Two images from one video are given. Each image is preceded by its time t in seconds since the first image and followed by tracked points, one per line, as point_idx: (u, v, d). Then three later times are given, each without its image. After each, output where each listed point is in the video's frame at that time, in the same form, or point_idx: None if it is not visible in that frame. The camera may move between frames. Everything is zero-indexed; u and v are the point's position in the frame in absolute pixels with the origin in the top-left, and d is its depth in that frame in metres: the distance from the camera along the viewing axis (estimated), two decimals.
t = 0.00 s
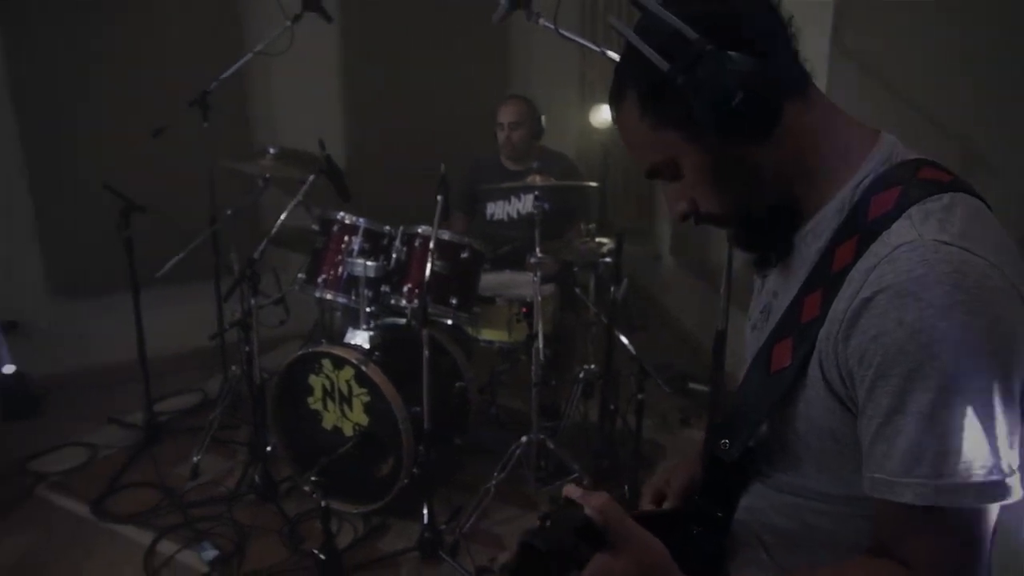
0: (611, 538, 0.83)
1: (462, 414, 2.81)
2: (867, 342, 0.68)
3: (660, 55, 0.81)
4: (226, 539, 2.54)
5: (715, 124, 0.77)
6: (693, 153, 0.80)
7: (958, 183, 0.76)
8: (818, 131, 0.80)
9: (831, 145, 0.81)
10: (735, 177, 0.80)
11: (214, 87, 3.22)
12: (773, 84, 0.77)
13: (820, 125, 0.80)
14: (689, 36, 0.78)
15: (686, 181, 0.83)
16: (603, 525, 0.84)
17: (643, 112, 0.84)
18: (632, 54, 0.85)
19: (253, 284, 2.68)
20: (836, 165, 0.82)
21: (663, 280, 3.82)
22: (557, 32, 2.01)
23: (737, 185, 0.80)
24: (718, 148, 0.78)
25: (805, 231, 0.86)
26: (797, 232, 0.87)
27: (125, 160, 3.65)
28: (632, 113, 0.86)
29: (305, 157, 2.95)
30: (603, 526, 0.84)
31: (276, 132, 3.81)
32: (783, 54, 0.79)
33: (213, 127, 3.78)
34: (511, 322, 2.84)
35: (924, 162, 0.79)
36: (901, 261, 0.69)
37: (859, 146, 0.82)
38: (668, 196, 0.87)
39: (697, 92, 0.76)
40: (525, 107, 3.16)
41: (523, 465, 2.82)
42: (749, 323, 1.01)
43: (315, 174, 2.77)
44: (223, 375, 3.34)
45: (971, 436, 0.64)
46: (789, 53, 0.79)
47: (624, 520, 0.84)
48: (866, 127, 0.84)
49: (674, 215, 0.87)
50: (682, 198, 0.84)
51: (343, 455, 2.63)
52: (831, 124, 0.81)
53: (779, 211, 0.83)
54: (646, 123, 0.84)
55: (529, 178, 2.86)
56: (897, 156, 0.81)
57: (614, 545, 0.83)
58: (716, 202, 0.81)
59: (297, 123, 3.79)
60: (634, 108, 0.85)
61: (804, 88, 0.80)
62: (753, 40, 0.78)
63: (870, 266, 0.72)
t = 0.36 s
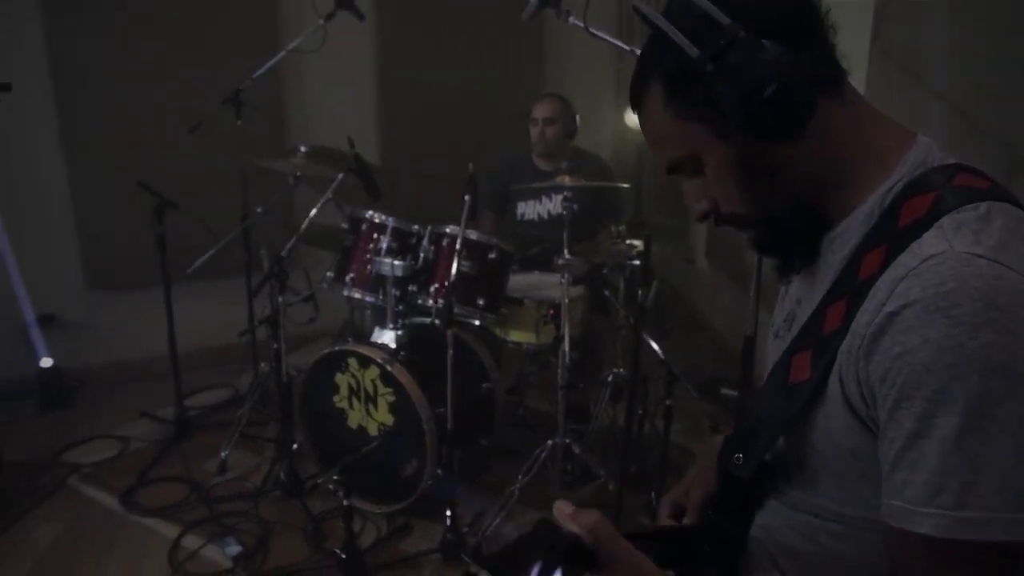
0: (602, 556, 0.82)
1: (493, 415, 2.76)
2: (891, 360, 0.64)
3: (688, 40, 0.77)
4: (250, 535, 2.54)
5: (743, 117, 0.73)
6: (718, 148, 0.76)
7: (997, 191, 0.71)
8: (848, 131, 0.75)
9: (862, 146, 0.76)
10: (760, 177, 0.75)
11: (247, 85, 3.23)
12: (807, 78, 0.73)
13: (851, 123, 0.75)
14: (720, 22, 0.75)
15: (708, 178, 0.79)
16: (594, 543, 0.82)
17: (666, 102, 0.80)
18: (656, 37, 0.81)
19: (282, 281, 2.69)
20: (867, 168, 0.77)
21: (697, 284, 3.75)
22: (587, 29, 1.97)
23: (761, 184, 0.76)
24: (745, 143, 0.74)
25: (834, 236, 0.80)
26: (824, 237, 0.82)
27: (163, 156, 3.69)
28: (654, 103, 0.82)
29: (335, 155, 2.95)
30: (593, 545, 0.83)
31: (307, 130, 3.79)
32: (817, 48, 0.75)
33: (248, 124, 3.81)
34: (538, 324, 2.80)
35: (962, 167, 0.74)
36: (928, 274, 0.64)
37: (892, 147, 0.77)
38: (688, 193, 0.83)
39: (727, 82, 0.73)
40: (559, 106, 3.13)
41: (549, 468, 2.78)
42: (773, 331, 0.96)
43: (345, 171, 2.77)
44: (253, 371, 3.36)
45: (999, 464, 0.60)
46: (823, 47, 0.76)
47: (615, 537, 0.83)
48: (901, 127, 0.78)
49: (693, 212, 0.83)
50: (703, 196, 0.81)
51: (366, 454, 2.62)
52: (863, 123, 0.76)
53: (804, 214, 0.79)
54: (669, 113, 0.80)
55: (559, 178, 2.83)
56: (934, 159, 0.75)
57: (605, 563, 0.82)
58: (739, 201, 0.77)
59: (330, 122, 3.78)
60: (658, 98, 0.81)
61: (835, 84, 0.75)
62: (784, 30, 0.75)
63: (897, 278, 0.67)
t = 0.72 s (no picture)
0: None
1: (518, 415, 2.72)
2: (893, 388, 0.59)
3: (691, 30, 0.71)
4: (273, 531, 2.55)
5: (749, 111, 0.66)
6: (721, 145, 0.70)
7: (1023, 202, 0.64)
8: (861, 132, 0.68)
9: (877, 149, 0.69)
10: (767, 177, 0.68)
11: (280, 81, 3.25)
12: (818, 72, 0.66)
13: (866, 123, 0.68)
14: (727, 11, 0.68)
15: (711, 178, 0.72)
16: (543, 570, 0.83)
17: (666, 96, 0.73)
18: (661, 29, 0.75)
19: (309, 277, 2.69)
20: (883, 173, 0.70)
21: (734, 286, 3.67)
22: (614, 25, 1.92)
23: (768, 185, 0.69)
24: (752, 139, 0.67)
25: (844, 245, 0.74)
26: (834, 245, 0.75)
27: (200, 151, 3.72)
28: (654, 97, 0.75)
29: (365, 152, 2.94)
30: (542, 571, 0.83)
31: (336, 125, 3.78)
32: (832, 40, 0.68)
33: (284, 120, 3.82)
34: (566, 325, 2.76)
35: (986, 173, 0.67)
36: (937, 293, 0.59)
37: (911, 151, 0.70)
38: (691, 195, 0.76)
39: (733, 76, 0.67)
40: (594, 105, 3.08)
41: (575, 471, 2.74)
42: (781, 341, 0.90)
43: (374, 169, 2.75)
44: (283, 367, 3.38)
45: (1008, 509, 0.55)
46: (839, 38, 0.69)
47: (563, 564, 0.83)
48: (922, 128, 0.71)
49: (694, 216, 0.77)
50: (705, 197, 0.74)
51: (390, 453, 2.61)
52: (878, 123, 0.69)
53: (816, 221, 0.71)
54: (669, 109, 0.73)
55: (588, 178, 2.79)
56: (957, 163, 0.68)
57: None
58: (744, 203, 0.70)
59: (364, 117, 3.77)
60: (659, 92, 0.74)
61: (846, 81, 0.68)
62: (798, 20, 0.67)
63: (904, 296, 0.62)
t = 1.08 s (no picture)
0: None
1: (552, 410, 2.70)
2: (903, 397, 0.55)
3: (698, 13, 0.68)
4: (305, 518, 2.56)
5: (757, 96, 0.62)
6: (728, 134, 0.67)
7: None
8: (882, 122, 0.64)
9: (898, 141, 0.65)
10: (774, 167, 0.66)
11: (323, 70, 3.26)
12: (831, 59, 0.62)
13: (885, 113, 0.64)
14: None
15: (719, 169, 0.69)
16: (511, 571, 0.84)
17: (671, 83, 0.70)
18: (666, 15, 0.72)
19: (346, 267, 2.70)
20: (903, 167, 0.66)
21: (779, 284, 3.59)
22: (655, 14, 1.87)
23: (777, 177, 0.66)
24: (759, 126, 0.64)
25: (863, 241, 0.71)
26: (854, 241, 0.72)
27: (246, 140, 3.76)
28: (660, 86, 0.72)
29: (404, 143, 2.94)
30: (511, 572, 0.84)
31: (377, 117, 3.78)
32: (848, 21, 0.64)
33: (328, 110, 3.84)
34: (601, 321, 2.72)
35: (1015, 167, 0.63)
36: (953, 297, 0.55)
37: (935, 144, 0.65)
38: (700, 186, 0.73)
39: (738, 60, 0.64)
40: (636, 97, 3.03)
41: (608, 468, 2.71)
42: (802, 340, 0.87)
43: (412, 160, 2.75)
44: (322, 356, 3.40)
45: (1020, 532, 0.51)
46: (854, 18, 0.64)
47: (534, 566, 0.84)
48: (949, 117, 0.67)
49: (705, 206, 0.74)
50: (715, 188, 0.71)
51: (422, 444, 2.60)
52: (899, 113, 0.64)
53: (829, 216, 0.68)
54: (673, 95, 0.70)
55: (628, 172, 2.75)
56: (984, 157, 0.64)
57: None
58: (753, 195, 0.67)
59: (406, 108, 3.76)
60: (664, 79, 0.71)
61: (856, 69, 0.63)
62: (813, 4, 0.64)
63: (920, 299, 0.58)
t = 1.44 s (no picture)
0: None
1: (588, 409, 2.69)
2: (910, 405, 0.55)
3: (716, 6, 0.68)
4: (342, 509, 2.60)
5: (768, 93, 0.63)
6: (744, 130, 0.67)
7: None
8: (900, 125, 0.63)
9: (916, 143, 0.64)
10: (785, 165, 0.65)
11: (369, 68, 3.29)
12: (848, 59, 0.61)
13: (905, 114, 0.63)
14: None
15: (734, 163, 0.69)
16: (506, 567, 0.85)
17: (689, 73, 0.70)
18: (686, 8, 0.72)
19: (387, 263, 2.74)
20: (920, 170, 0.65)
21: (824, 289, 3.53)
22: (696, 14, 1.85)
23: (792, 174, 0.65)
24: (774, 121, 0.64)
25: (882, 243, 0.71)
26: (873, 241, 0.72)
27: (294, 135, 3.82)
28: (679, 79, 0.72)
29: (447, 141, 2.96)
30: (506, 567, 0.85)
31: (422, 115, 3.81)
32: (860, 20, 0.62)
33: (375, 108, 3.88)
34: (640, 321, 2.71)
35: None
36: (964, 305, 0.54)
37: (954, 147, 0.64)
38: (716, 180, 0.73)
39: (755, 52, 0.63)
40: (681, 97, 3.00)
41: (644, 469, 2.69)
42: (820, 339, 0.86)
43: (454, 158, 2.77)
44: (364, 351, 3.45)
45: None
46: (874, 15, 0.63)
47: (530, 563, 0.85)
48: (971, 119, 0.66)
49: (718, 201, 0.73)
50: (730, 183, 0.70)
51: (458, 439, 2.62)
52: (919, 114, 0.63)
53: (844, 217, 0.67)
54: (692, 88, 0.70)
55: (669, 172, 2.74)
56: (1005, 161, 0.63)
57: None
58: (767, 192, 0.67)
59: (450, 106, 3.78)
60: (683, 71, 0.71)
61: (866, 70, 0.62)
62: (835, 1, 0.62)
63: (930, 306, 0.57)
